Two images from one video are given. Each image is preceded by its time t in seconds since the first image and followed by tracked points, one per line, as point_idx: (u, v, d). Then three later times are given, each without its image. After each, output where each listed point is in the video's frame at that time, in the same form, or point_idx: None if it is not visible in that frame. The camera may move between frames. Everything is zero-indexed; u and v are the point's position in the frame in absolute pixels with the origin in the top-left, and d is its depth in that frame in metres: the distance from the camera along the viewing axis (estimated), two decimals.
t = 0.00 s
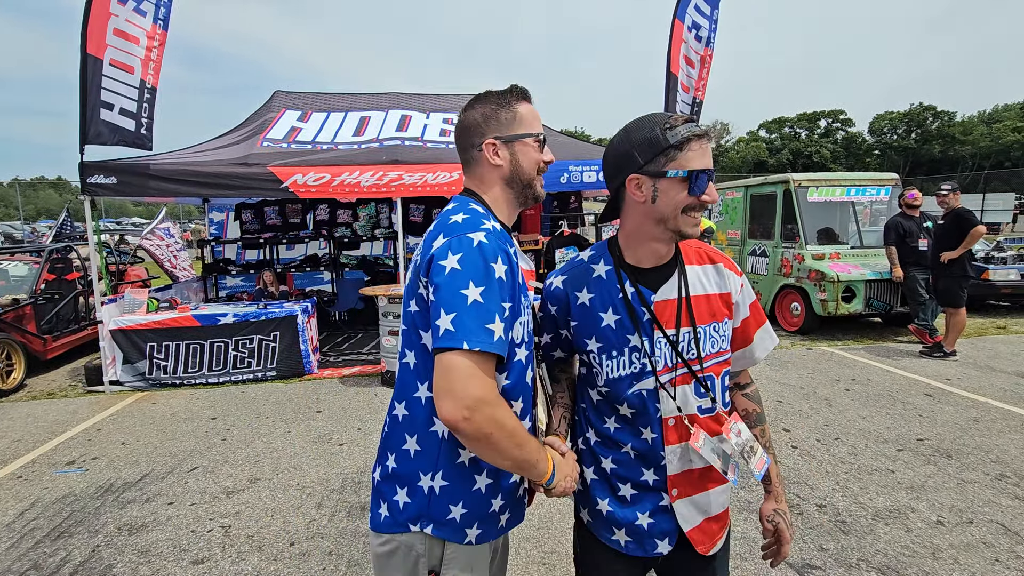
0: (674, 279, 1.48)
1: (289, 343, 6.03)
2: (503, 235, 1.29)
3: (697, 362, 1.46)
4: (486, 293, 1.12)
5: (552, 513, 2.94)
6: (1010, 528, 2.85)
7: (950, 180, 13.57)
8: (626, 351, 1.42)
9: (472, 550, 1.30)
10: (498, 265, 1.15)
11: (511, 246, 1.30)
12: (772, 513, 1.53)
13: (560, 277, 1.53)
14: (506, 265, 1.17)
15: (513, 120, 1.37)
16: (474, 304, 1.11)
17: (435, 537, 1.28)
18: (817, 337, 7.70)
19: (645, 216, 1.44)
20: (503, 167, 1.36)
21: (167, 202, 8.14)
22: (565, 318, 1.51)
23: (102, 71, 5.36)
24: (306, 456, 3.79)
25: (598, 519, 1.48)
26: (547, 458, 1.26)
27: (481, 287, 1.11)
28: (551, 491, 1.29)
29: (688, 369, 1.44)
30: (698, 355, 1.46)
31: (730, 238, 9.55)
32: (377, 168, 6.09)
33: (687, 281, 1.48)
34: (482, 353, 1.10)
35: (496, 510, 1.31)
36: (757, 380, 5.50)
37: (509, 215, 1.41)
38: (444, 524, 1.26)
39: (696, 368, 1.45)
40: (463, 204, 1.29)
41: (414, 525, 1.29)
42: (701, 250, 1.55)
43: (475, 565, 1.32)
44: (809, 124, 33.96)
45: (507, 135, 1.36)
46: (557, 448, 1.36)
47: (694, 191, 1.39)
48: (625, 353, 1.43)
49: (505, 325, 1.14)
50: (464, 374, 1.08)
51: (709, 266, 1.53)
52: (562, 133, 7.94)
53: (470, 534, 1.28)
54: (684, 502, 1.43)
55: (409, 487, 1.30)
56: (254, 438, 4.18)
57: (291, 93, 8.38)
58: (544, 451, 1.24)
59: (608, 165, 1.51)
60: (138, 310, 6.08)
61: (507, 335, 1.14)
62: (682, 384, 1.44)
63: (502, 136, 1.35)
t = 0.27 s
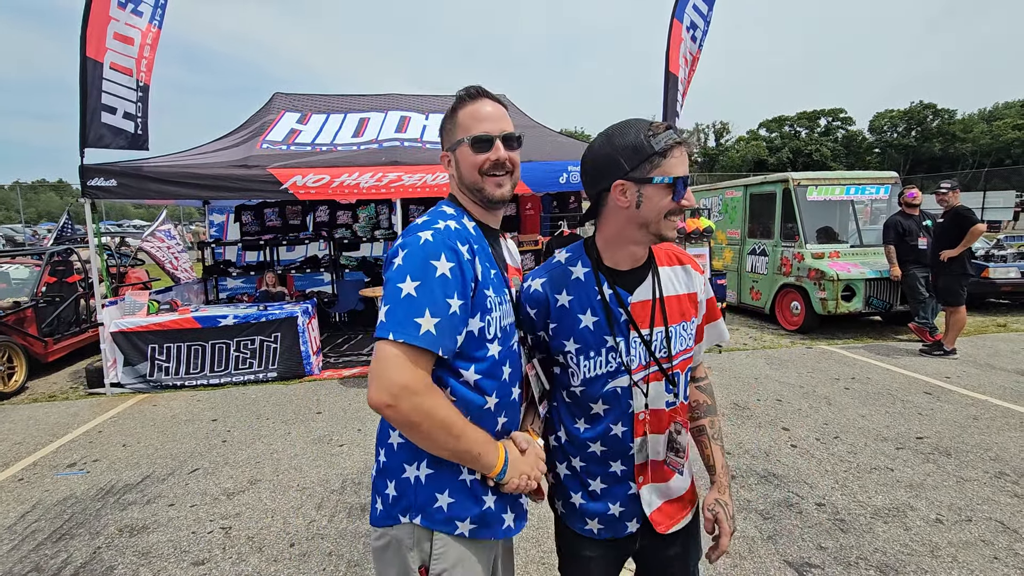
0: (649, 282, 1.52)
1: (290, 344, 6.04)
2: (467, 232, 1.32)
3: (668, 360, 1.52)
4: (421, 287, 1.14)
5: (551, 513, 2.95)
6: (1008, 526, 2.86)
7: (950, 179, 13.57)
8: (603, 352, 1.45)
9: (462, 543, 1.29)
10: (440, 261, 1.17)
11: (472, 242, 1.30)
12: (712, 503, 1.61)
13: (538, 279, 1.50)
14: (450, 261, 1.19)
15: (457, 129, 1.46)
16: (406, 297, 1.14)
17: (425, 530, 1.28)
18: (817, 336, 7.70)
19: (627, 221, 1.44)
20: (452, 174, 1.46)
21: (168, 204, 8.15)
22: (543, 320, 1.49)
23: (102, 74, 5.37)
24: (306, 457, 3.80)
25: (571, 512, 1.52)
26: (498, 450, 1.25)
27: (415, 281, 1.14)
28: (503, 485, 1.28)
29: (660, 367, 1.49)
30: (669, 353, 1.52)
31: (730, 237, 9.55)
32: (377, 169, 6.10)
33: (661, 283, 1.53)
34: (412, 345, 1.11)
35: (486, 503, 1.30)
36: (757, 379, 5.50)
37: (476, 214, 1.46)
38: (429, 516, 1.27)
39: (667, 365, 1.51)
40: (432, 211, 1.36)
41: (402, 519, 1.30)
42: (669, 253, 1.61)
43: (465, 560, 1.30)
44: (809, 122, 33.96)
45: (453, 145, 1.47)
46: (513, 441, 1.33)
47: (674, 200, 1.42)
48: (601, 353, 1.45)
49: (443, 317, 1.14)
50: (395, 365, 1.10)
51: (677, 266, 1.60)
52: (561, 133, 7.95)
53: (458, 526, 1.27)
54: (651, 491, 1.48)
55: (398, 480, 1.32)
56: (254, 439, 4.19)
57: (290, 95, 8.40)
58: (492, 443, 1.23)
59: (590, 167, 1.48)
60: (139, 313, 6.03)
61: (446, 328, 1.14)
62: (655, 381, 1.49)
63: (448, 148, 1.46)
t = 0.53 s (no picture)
0: (676, 273, 1.57)
1: (293, 345, 6.05)
2: (414, 239, 1.29)
3: (689, 346, 1.57)
4: (363, 309, 1.13)
5: (557, 513, 2.95)
6: (1015, 526, 2.85)
7: (954, 178, 13.53)
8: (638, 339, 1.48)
9: (440, 555, 1.31)
10: (380, 278, 1.15)
11: (419, 249, 1.27)
12: (716, 482, 1.67)
13: (576, 267, 1.50)
14: (391, 276, 1.16)
15: (410, 129, 1.42)
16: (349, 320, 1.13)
17: (399, 540, 1.30)
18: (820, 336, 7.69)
19: (668, 214, 1.49)
20: (407, 175, 1.43)
21: (171, 206, 8.17)
22: (580, 308, 1.49)
23: (106, 76, 5.39)
24: (311, 457, 3.81)
25: (594, 504, 1.52)
26: (488, 458, 1.25)
27: (357, 303, 1.13)
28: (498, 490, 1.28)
29: (683, 353, 1.55)
30: (690, 339, 1.57)
31: (732, 237, 9.54)
32: (379, 170, 6.10)
33: (687, 273, 1.59)
34: (359, 368, 1.12)
35: (460, 513, 1.31)
36: (760, 379, 5.50)
37: (436, 218, 1.44)
38: (402, 527, 1.29)
39: (688, 351, 1.57)
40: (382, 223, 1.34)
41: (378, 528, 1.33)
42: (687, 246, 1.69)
43: (442, 568, 1.31)
44: (811, 122, 33.91)
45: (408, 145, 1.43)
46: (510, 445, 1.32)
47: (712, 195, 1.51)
48: (632, 341, 1.48)
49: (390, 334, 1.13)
50: (360, 388, 1.12)
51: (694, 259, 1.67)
52: (563, 134, 7.95)
53: (433, 538, 1.29)
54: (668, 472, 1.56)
55: (375, 490, 1.34)
56: (259, 440, 4.20)
57: (293, 96, 8.42)
58: (478, 453, 1.22)
59: (630, 163, 1.50)
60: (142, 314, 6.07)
61: (397, 343, 1.13)
62: (678, 366, 1.55)
63: (402, 149, 1.43)
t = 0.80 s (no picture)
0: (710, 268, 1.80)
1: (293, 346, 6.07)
2: (325, 268, 1.21)
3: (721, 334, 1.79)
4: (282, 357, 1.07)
5: (557, 514, 2.95)
6: (1015, 527, 2.85)
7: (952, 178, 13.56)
8: (701, 330, 1.63)
9: None
10: (294, 320, 1.09)
11: (332, 278, 1.20)
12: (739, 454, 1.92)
13: (651, 266, 1.57)
14: (308, 317, 1.10)
15: (340, 129, 1.30)
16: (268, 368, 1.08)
17: (333, 568, 1.30)
18: (819, 336, 7.70)
19: (712, 218, 1.72)
20: (336, 180, 1.31)
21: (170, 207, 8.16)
22: (659, 307, 1.55)
23: (102, 77, 5.36)
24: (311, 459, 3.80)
25: (674, 498, 1.60)
26: (470, 482, 1.26)
27: (277, 351, 1.07)
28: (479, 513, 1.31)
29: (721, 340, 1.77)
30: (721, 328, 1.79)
31: (731, 237, 9.55)
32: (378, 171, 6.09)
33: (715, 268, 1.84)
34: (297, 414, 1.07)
35: (397, 543, 1.30)
36: (760, 379, 5.51)
37: (360, 230, 1.34)
38: (335, 557, 1.28)
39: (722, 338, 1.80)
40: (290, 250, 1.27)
41: (311, 554, 1.33)
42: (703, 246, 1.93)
43: None
44: (810, 122, 33.96)
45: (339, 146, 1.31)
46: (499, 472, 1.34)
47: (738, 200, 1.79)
48: (695, 333, 1.62)
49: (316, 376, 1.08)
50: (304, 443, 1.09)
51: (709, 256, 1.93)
52: (562, 134, 7.93)
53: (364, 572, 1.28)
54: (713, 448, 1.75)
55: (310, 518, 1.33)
56: (259, 442, 4.19)
57: (291, 97, 8.40)
58: (458, 484, 1.24)
59: (689, 173, 1.65)
60: (141, 316, 6.00)
61: (332, 383, 1.09)
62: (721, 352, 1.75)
63: (328, 148, 1.30)
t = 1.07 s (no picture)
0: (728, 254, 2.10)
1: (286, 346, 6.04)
2: (255, 272, 1.13)
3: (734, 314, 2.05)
4: (184, 367, 1.01)
5: (552, 514, 2.95)
6: (1005, 523, 2.88)
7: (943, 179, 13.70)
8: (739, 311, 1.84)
9: None
10: (198, 331, 1.02)
11: (261, 282, 1.12)
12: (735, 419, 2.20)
13: (711, 257, 1.71)
14: (214, 326, 1.02)
15: (298, 114, 1.19)
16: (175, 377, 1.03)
17: None
18: (812, 336, 7.75)
19: (735, 210, 2.01)
20: (291, 172, 1.20)
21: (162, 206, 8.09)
22: (719, 293, 1.71)
23: (93, 75, 5.32)
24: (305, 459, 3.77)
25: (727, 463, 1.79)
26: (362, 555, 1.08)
27: (178, 361, 1.02)
28: None
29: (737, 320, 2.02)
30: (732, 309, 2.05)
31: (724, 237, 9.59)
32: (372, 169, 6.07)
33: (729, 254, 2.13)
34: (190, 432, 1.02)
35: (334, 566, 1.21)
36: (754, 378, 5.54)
37: (314, 227, 1.25)
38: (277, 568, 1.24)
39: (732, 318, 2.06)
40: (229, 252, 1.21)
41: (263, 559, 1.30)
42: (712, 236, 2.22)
43: None
44: (803, 122, 34.19)
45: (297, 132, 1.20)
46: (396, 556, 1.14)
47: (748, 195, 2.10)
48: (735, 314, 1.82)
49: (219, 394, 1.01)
50: (206, 464, 1.02)
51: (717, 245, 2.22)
52: (556, 134, 7.94)
53: None
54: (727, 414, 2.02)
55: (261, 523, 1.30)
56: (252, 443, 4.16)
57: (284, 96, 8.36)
58: (341, 556, 1.06)
59: (722, 173, 1.92)
60: (132, 316, 5.96)
61: (226, 405, 1.01)
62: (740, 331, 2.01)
63: (282, 134, 1.17)
